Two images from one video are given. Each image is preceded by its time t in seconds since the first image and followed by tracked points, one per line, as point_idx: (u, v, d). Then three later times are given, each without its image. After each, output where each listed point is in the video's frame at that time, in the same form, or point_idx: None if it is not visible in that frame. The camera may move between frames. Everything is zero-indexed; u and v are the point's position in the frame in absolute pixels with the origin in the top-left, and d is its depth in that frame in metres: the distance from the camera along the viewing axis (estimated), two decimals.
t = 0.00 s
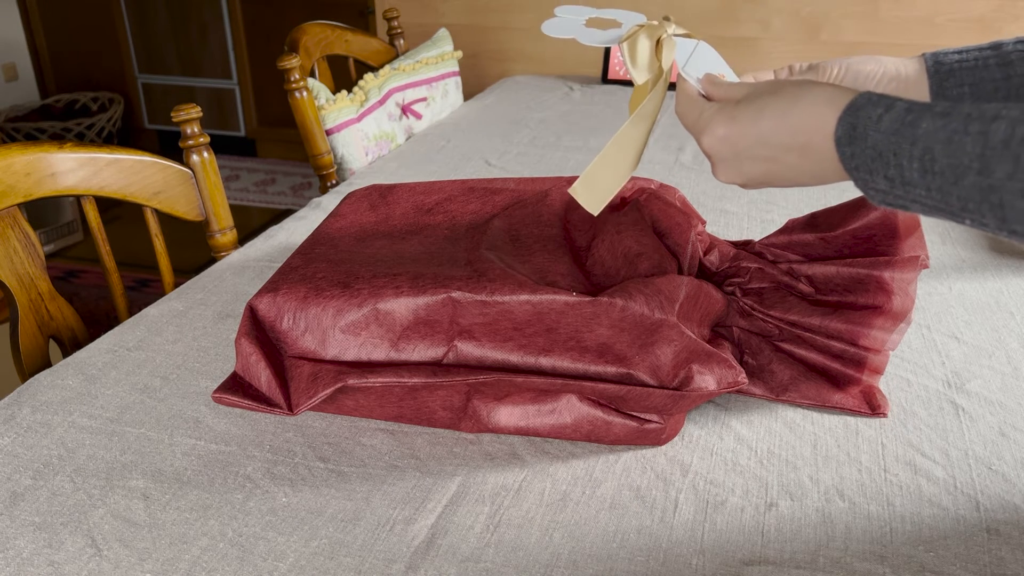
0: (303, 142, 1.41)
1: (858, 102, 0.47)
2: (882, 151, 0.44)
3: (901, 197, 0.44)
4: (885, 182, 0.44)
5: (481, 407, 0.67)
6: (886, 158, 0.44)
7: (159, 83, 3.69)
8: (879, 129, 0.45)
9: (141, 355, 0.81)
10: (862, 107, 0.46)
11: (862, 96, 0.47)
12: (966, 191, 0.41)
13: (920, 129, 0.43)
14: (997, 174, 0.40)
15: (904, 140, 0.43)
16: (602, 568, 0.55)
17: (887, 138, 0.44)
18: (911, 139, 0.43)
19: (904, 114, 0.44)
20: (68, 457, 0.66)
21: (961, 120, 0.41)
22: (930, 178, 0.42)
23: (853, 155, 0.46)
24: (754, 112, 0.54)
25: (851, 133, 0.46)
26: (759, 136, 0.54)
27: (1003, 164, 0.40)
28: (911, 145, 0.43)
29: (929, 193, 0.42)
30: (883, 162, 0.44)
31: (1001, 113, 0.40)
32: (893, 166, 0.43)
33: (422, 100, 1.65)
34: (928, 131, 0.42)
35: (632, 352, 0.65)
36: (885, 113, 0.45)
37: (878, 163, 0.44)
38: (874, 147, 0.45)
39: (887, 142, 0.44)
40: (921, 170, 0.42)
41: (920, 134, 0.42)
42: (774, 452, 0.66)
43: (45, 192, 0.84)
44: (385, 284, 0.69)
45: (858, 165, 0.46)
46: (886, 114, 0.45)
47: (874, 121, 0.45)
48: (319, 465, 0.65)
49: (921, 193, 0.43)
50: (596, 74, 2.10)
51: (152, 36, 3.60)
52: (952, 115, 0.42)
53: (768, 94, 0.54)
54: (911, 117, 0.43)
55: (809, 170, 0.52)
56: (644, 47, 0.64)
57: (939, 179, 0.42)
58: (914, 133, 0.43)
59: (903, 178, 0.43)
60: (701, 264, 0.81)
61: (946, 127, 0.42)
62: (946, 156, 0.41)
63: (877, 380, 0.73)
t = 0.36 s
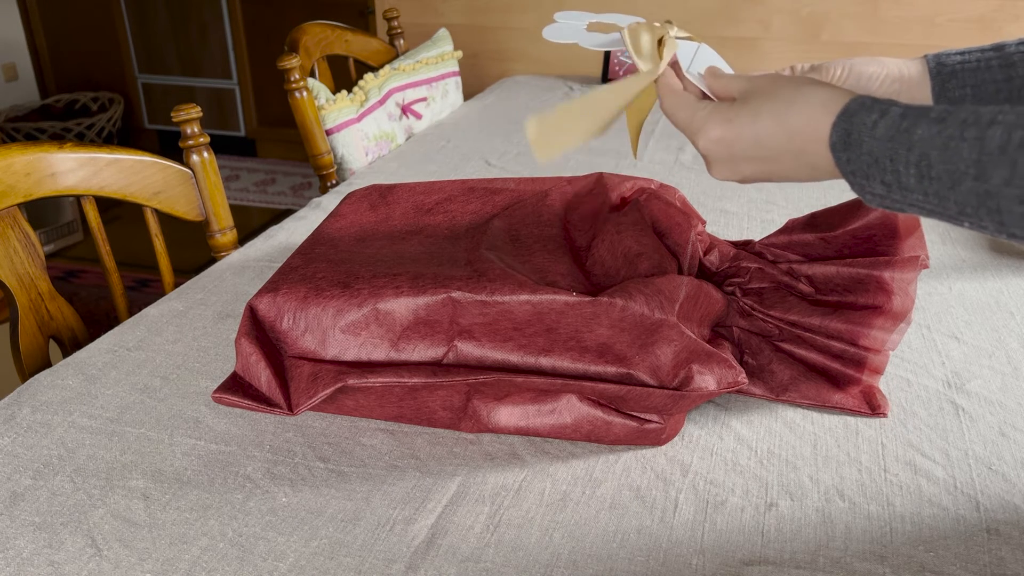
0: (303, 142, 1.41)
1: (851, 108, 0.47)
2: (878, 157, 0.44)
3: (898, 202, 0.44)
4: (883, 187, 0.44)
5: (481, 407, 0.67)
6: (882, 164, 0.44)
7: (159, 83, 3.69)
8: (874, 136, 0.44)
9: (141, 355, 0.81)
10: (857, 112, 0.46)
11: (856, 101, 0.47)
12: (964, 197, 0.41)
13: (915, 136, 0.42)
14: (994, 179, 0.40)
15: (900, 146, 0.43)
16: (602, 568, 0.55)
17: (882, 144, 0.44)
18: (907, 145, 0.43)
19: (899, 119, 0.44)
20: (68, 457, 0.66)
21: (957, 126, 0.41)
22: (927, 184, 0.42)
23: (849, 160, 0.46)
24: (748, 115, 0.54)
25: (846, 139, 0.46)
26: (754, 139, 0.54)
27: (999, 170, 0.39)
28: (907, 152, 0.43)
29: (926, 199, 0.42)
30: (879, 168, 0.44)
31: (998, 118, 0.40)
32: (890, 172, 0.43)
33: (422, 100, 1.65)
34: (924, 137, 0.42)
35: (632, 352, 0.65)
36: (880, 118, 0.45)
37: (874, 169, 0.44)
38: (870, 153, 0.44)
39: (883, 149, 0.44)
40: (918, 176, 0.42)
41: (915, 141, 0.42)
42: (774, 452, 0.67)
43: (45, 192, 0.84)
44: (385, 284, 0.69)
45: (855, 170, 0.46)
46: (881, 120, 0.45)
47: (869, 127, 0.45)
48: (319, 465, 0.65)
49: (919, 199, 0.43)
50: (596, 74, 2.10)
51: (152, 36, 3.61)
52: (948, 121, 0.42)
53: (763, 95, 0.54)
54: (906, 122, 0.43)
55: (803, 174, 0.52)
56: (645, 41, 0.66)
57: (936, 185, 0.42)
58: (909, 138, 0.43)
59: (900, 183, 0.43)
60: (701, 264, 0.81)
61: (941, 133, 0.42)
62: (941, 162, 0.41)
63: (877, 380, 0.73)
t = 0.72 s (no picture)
0: (303, 142, 1.41)
1: (866, 160, 0.43)
2: (902, 216, 0.41)
3: (923, 259, 0.42)
4: (905, 246, 0.42)
5: (481, 407, 0.67)
6: (906, 223, 0.41)
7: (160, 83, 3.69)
8: (895, 193, 0.41)
9: (141, 355, 0.81)
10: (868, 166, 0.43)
11: (870, 154, 0.43)
12: (1004, 258, 0.39)
13: (944, 193, 0.40)
14: None
15: (928, 204, 0.41)
16: (602, 568, 0.55)
17: (906, 202, 0.41)
18: (935, 203, 0.41)
19: (923, 175, 0.41)
20: (68, 457, 0.66)
21: (988, 179, 0.39)
22: (959, 243, 0.40)
23: (868, 219, 0.43)
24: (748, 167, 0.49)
25: (862, 196, 0.43)
26: (757, 194, 0.48)
27: None
28: (937, 210, 0.41)
29: (958, 258, 0.41)
30: (902, 228, 0.41)
31: None
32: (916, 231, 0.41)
33: (422, 100, 1.65)
34: (953, 193, 0.40)
35: (632, 352, 0.65)
36: (901, 173, 0.42)
37: (897, 229, 0.42)
38: (891, 212, 0.42)
39: (905, 207, 0.41)
40: (948, 235, 0.41)
41: (946, 198, 0.40)
42: (774, 452, 0.66)
43: (45, 192, 0.84)
44: (386, 284, 0.69)
45: (873, 228, 0.43)
46: (901, 174, 0.42)
47: (889, 183, 0.42)
48: (318, 465, 0.65)
49: (948, 257, 0.41)
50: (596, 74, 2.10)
51: (152, 36, 3.61)
52: (978, 175, 0.40)
53: (763, 149, 0.49)
54: (931, 178, 0.41)
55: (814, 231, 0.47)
56: (636, 97, 0.69)
57: (970, 245, 0.40)
58: (938, 195, 0.40)
59: (928, 242, 0.41)
60: (702, 264, 0.81)
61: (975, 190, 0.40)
62: (977, 221, 0.40)
63: (877, 380, 0.73)
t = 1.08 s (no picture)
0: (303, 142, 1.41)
1: (905, 397, 0.44)
2: (976, 446, 0.42)
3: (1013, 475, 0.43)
4: (992, 468, 0.43)
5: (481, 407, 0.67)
6: (987, 451, 0.42)
7: (160, 83, 3.69)
8: (958, 426, 0.42)
9: (141, 354, 0.81)
10: (915, 398, 0.43)
11: (905, 386, 0.44)
12: None
13: (1016, 412, 0.41)
14: None
15: (1005, 429, 0.41)
16: (602, 568, 0.55)
17: (977, 433, 0.42)
18: (1012, 425, 0.41)
19: (979, 398, 0.42)
20: (68, 457, 0.66)
21: None
22: None
23: (935, 455, 0.43)
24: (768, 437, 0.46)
25: (919, 432, 0.43)
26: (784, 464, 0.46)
27: None
28: (1016, 432, 0.41)
29: None
30: (982, 455, 0.42)
31: None
32: (1000, 456, 0.42)
33: (422, 100, 1.65)
34: None
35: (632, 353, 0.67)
36: (955, 403, 0.42)
37: (976, 458, 0.43)
38: (962, 443, 0.42)
39: (979, 437, 0.42)
40: None
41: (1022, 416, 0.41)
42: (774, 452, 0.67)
43: (45, 192, 0.84)
44: (386, 284, 0.70)
45: (943, 462, 0.43)
46: (955, 404, 0.42)
47: (945, 417, 0.43)
48: (318, 465, 0.65)
49: None
50: (596, 74, 2.10)
51: (152, 36, 3.61)
52: None
53: (776, 413, 0.47)
54: (993, 399, 0.41)
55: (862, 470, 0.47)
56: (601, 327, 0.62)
57: None
58: (1011, 415, 0.41)
59: (1017, 461, 0.42)
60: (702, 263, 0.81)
61: None
62: None
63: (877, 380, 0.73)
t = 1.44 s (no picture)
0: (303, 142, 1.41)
1: (874, 474, 0.45)
2: (945, 514, 0.43)
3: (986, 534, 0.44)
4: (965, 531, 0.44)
5: (481, 407, 0.67)
6: (956, 517, 0.43)
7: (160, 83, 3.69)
8: (925, 497, 0.43)
9: (141, 354, 0.81)
10: (882, 475, 0.44)
11: (875, 464, 0.45)
12: None
13: (977, 478, 0.42)
14: None
15: (969, 494, 0.42)
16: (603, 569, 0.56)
17: (944, 501, 0.43)
18: (975, 489, 0.42)
19: (941, 467, 0.43)
20: (68, 457, 0.66)
21: (1011, 459, 0.41)
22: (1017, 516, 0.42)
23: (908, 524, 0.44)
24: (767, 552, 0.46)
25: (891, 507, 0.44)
26: None
27: None
28: (981, 497, 0.42)
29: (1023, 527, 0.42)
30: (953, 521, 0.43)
31: None
32: (970, 521, 0.43)
33: (422, 100, 1.65)
34: (986, 476, 0.42)
35: (632, 352, 0.67)
36: (918, 474, 0.44)
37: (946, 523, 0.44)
38: (931, 512, 0.44)
39: (945, 507, 0.43)
40: (1005, 514, 0.42)
41: (983, 483, 0.42)
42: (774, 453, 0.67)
43: (45, 192, 0.84)
44: (386, 284, 0.71)
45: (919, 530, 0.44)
46: (919, 475, 0.44)
47: (912, 489, 0.44)
48: (318, 465, 0.65)
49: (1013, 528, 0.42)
50: (595, 74, 2.10)
51: (152, 36, 3.61)
52: (997, 450, 0.42)
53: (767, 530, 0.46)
54: (954, 467, 0.43)
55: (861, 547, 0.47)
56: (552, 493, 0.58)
57: None
58: (972, 482, 0.42)
59: (985, 524, 0.43)
60: (702, 263, 0.82)
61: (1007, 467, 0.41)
62: None
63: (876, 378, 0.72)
